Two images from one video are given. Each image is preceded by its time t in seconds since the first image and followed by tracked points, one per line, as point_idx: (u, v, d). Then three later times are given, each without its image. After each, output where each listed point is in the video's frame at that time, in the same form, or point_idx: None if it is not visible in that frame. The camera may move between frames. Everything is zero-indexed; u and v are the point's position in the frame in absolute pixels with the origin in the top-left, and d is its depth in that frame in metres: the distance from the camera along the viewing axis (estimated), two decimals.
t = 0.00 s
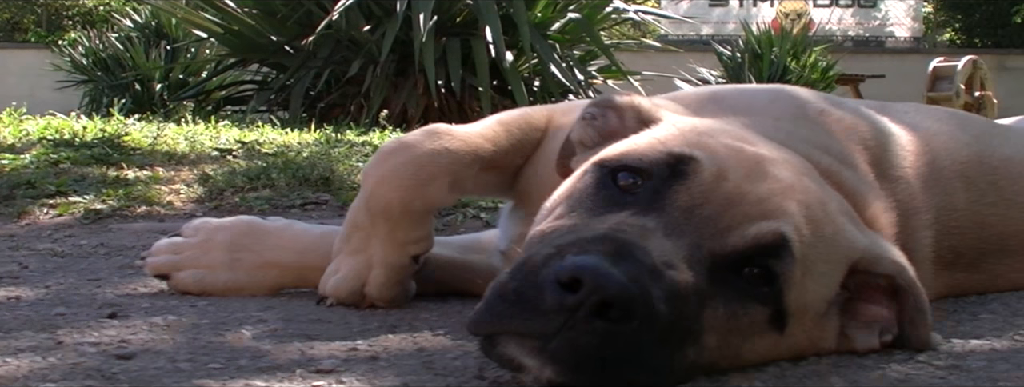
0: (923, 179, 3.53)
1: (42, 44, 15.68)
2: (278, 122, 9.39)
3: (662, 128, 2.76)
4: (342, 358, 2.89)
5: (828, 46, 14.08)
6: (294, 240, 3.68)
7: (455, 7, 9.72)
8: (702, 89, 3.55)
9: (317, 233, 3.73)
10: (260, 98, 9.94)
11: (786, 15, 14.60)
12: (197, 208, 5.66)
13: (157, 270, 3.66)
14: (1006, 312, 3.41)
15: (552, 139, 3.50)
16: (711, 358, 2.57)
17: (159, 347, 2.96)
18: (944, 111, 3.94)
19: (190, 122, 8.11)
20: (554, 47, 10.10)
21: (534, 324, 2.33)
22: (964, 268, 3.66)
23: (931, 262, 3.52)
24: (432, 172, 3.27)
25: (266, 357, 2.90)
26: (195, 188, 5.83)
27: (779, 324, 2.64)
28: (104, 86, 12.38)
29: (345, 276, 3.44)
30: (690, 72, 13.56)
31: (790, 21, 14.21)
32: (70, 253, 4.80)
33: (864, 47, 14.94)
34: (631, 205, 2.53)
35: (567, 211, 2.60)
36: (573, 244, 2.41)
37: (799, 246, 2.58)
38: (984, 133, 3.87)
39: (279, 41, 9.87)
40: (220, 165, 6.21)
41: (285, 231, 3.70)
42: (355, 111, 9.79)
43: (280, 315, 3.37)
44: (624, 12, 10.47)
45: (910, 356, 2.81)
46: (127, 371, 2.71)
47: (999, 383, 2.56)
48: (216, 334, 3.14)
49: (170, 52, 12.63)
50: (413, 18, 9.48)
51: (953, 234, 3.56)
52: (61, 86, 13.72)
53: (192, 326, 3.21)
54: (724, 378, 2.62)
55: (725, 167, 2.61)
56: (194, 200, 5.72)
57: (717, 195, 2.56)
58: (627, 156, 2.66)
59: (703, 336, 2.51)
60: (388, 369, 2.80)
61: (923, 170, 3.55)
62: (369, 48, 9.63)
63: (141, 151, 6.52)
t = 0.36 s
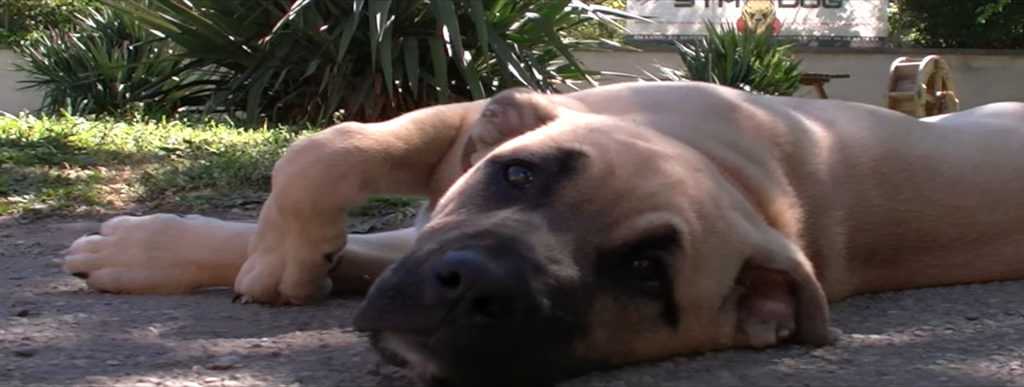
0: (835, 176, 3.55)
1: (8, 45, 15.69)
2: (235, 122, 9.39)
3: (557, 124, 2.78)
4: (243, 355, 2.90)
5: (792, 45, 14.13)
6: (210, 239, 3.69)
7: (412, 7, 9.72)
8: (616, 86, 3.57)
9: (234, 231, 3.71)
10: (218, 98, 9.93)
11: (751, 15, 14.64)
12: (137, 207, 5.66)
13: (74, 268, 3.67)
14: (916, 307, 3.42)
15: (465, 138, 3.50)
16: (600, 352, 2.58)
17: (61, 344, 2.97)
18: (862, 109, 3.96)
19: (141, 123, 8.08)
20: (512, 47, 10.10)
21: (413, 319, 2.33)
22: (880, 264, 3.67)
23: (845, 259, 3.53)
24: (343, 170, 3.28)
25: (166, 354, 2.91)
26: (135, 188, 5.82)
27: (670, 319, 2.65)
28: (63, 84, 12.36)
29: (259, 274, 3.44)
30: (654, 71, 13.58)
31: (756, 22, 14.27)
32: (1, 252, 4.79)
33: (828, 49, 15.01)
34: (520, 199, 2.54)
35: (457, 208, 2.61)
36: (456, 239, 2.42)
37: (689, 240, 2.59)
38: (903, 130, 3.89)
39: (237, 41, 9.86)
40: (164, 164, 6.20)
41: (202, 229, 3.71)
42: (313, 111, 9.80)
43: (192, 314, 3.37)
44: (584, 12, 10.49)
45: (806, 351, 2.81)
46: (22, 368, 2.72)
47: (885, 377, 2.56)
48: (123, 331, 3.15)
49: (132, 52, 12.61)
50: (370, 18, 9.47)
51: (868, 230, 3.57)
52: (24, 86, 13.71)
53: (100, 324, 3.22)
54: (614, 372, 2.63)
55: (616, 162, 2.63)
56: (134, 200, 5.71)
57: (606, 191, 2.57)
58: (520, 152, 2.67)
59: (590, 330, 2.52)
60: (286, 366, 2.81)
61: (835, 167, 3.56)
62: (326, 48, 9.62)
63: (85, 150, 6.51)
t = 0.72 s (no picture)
0: (765, 174, 3.56)
1: None
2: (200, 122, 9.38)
3: (475, 123, 2.79)
4: (164, 353, 2.91)
5: (763, 46, 14.17)
6: (145, 237, 3.69)
7: (378, 7, 9.72)
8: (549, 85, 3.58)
9: (169, 230, 3.71)
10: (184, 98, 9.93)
11: (724, 15, 14.70)
12: (87, 205, 5.66)
13: (10, 267, 3.67)
14: (845, 305, 3.43)
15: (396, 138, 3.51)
16: (512, 349, 2.59)
17: None
18: (800, 106, 3.97)
19: (104, 122, 8.07)
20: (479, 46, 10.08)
21: (321, 317, 2.34)
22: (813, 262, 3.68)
23: (774, 257, 3.54)
24: (270, 169, 3.28)
25: (88, 352, 2.91)
26: (86, 187, 5.81)
27: (583, 315, 2.66)
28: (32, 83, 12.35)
29: (191, 272, 3.43)
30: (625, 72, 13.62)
31: (728, 22, 14.32)
32: None
33: (798, 52, 15.10)
34: (431, 197, 2.56)
35: (371, 206, 2.62)
36: (364, 236, 2.43)
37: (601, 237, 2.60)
38: (840, 127, 3.89)
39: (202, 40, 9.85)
40: (118, 164, 6.21)
41: (137, 227, 3.71)
42: (279, 111, 9.80)
43: (122, 312, 3.38)
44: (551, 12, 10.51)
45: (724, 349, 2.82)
46: None
47: (796, 374, 2.57)
48: (50, 329, 3.15)
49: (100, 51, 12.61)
50: (335, 17, 9.47)
51: (800, 228, 3.58)
52: None
53: (28, 323, 3.22)
54: (528, 369, 2.64)
55: (528, 160, 2.64)
56: (85, 199, 5.70)
57: (518, 188, 2.58)
58: (435, 150, 2.69)
59: (501, 327, 2.53)
60: (204, 364, 2.81)
61: (766, 165, 3.58)
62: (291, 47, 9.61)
63: (41, 150, 6.50)
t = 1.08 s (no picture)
0: (679, 170, 3.57)
1: None
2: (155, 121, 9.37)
3: (371, 119, 2.81)
4: (64, 347, 2.91)
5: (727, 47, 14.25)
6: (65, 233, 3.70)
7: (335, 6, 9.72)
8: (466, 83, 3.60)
9: (91, 227, 3.73)
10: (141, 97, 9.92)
11: (688, 16, 14.82)
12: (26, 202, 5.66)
13: None
14: (756, 302, 3.45)
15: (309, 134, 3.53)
16: (403, 344, 2.61)
17: None
18: (721, 104, 4.00)
19: (54, 121, 8.07)
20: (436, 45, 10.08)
21: (203, 310, 2.34)
22: (730, 259, 3.69)
23: (688, 253, 3.55)
24: (180, 164, 3.30)
25: None
26: (26, 185, 5.82)
27: (476, 309, 2.68)
28: None
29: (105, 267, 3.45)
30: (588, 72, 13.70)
31: (693, 22, 14.43)
32: None
33: (761, 54, 15.23)
34: (321, 192, 2.57)
35: (264, 200, 2.64)
36: (249, 230, 2.44)
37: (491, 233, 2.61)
38: (761, 125, 3.90)
39: (160, 39, 9.85)
40: (61, 163, 6.22)
41: (58, 223, 3.72)
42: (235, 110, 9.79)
43: (33, 307, 3.38)
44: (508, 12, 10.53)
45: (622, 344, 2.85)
46: None
47: (685, 368, 2.58)
48: None
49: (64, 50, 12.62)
50: (291, 16, 9.46)
51: (715, 224, 3.59)
52: None
53: None
54: (420, 364, 2.66)
55: (419, 155, 2.65)
56: (26, 197, 5.71)
57: (408, 182, 2.60)
58: (329, 145, 2.70)
59: (391, 321, 2.54)
60: (102, 357, 2.82)
61: (682, 162, 3.59)
62: (248, 46, 9.61)
63: None
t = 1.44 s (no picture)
0: (606, 167, 3.58)
1: None
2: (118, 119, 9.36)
3: (284, 115, 2.82)
4: None
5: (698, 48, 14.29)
6: None
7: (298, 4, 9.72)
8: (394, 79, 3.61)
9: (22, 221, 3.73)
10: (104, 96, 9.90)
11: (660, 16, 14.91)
12: None
13: None
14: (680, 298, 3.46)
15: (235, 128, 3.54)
16: (310, 337, 2.63)
17: None
18: (654, 101, 4.01)
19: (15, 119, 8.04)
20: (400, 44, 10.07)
21: (103, 303, 2.35)
22: (658, 256, 3.71)
23: (614, 250, 3.58)
24: (104, 160, 3.30)
25: None
26: None
27: (384, 303, 2.70)
28: None
29: (32, 263, 3.46)
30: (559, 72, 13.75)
31: (665, 20, 14.50)
32: None
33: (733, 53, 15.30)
34: (229, 186, 2.59)
35: (173, 195, 2.65)
36: (152, 224, 2.45)
37: (399, 227, 2.62)
38: (695, 121, 3.91)
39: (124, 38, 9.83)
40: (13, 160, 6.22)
41: None
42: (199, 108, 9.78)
43: None
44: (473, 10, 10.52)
45: (534, 338, 2.91)
46: None
47: (589, 363, 2.59)
48: None
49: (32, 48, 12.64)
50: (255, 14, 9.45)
51: (643, 221, 3.60)
52: None
53: None
54: (328, 358, 2.69)
55: (328, 149, 2.67)
56: None
57: (315, 176, 2.61)
58: (239, 140, 2.72)
59: (297, 315, 2.56)
60: (17, 351, 2.82)
61: (609, 160, 3.60)
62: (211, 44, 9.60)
63: None
